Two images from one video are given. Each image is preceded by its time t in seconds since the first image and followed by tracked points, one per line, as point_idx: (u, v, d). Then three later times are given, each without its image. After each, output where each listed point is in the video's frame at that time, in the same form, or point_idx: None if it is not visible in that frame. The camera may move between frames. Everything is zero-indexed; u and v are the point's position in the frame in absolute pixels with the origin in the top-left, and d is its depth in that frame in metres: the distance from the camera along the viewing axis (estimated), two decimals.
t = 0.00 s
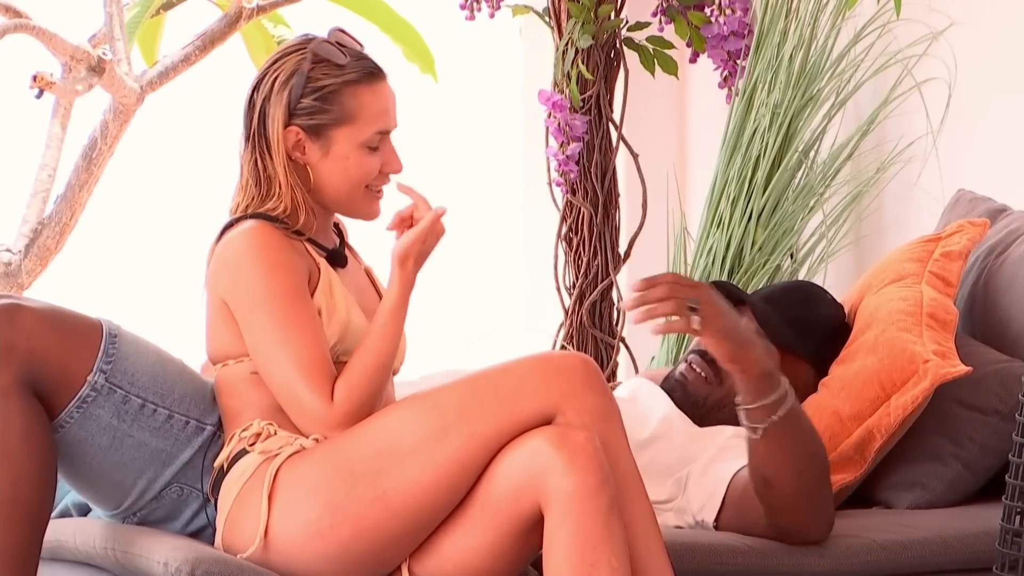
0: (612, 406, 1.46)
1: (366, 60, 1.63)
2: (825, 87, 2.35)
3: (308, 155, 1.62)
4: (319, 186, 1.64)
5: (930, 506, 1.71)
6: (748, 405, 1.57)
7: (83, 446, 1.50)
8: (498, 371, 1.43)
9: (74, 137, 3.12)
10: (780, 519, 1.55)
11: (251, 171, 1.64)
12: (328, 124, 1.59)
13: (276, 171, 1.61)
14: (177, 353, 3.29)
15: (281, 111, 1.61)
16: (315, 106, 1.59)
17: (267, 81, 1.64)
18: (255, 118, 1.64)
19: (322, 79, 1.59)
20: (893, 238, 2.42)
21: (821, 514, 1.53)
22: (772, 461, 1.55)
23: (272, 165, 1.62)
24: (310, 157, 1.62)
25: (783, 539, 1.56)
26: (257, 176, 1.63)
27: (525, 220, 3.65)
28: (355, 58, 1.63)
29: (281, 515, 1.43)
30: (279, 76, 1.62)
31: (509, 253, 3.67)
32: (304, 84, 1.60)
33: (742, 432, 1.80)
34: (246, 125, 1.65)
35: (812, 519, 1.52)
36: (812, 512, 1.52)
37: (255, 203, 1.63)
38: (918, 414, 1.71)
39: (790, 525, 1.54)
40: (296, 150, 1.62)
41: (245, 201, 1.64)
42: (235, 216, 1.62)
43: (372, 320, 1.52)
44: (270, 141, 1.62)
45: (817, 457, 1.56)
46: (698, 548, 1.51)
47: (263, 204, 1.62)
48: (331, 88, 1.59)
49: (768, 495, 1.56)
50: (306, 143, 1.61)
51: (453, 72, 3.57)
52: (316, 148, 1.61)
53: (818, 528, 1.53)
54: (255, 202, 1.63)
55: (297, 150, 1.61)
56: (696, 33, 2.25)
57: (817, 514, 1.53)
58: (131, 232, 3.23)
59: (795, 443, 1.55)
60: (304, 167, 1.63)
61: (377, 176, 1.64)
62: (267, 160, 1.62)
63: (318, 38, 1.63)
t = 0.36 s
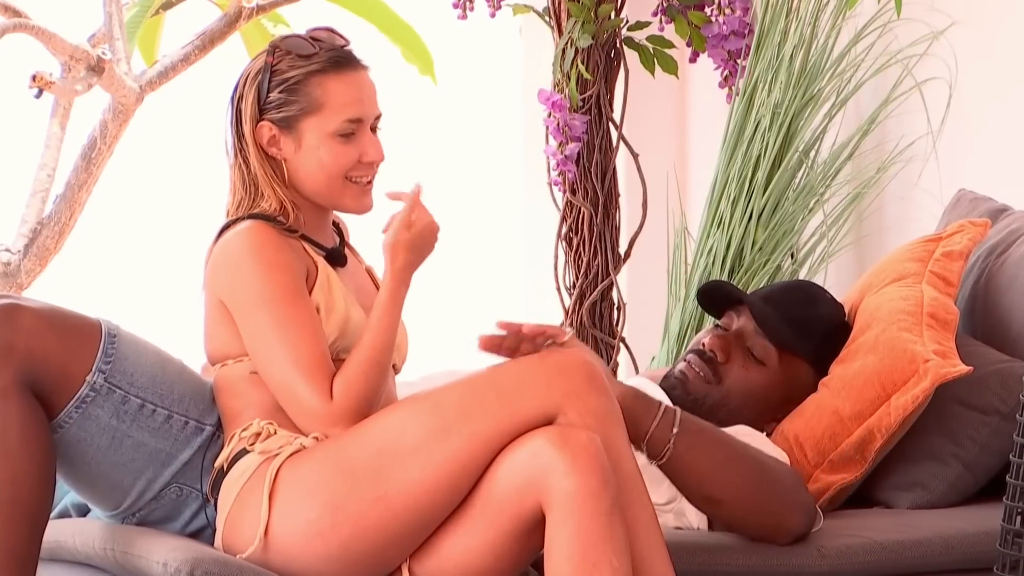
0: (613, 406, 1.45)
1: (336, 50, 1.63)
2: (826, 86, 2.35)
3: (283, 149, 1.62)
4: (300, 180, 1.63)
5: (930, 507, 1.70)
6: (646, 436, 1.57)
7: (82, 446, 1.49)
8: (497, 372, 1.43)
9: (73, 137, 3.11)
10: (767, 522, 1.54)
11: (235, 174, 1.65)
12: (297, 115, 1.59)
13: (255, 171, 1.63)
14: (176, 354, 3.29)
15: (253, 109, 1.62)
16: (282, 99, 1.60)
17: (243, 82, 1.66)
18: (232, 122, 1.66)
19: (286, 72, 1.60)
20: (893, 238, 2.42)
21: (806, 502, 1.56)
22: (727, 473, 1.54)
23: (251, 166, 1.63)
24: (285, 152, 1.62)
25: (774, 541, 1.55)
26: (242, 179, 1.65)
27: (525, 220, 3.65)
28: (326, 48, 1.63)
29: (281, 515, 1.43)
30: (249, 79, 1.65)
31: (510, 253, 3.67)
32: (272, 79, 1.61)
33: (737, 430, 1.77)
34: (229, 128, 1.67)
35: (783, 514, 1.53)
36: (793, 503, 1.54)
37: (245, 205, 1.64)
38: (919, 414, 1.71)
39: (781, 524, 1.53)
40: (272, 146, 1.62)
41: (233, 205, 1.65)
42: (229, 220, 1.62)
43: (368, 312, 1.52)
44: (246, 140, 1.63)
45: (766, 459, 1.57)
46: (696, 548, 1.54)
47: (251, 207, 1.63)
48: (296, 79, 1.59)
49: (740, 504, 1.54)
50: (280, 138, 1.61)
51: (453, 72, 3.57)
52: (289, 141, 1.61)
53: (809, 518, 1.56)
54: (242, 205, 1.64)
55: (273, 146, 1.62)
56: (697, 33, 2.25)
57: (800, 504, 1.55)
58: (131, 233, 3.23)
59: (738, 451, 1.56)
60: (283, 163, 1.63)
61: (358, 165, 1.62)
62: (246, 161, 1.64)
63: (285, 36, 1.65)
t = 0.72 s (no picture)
0: (611, 406, 1.45)
1: (338, 50, 1.63)
2: (826, 86, 2.34)
3: (282, 150, 1.61)
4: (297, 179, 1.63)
5: (931, 507, 1.70)
6: (637, 450, 1.56)
7: (80, 447, 1.49)
8: (494, 373, 1.43)
9: (73, 137, 3.11)
10: (769, 525, 1.53)
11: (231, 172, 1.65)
12: (296, 115, 1.59)
13: (252, 171, 1.62)
14: (175, 354, 3.28)
15: (252, 108, 1.62)
16: (282, 98, 1.59)
17: (243, 79, 1.65)
18: (231, 120, 1.66)
19: (287, 71, 1.60)
20: (894, 238, 2.42)
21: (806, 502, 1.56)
22: (724, 478, 1.55)
23: (247, 165, 1.63)
24: (284, 152, 1.61)
25: (777, 542, 1.54)
26: (239, 178, 1.64)
27: (525, 219, 3.65)
28: (327, 48, 1.62)
29: (280, 516, 1.43)
30: (250, 76, 1.64)
31: (510, 253, 3.67)
32: (272, 79, 1.60)
33: (736, 431, 1.77)
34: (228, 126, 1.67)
35: (783, 516, 1.53)
36: (792, 502, 1.54)
37: (241, 204, 1.64)
38: (919, 414, 1.70)
39: (781, 525, 1.53)
40: (270, 146, 1.62)
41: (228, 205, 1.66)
42: (224, 221, 1.62)
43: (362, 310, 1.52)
44: (245, 139, 1.63)
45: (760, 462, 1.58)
46: (696, 549, 1.55)
47: (246, 207, 1.63)
48: (297, 79, 1.59)
49: (740, 508, 1.54)
50: (279, 138, 1.61)
51: (453, 71, 3.56)
52: (288, 142, 1.61)
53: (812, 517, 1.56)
54: (238, 205, 1.64)
55: (271, 145, 1.61)
56: (697, 32, 2.25)
57: (799, 504, 1.54)
58: (129, 232, 3.23)
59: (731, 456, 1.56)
60: (280, 162, 1.63)
61: (355, 167, 1.61)
62: (242, 159, 1.63)
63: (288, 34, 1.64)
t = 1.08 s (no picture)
0: (611, 406, 1.45)
1: (340, 50, 1.62)
2: (827, 86, 2.34)
3: (284, 149, 1.61)
4: (299, 178, 1.62)
5: (932, 508, 1.70)
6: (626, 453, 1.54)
7: (79, 447, 1.49)
8: (494, 373, 1.42)
9: (72, 137, 3.10)
10: (768, 526, 1.53)
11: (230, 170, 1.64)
12: (300, 114, 1.58)
13: (254, 170, 1.62)
14: (174, 354, 3.28)
15: (255, 106, 1.61)
16: (286, 97, 1.59)
17: (244, 77, 1.64)
18: (232, 118, 1.65)
19: (291, 70, 1.59)
20: (895, 238, 2.42)
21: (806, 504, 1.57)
22: (721, 483, 1.54)
23: (248, 164, 1.62)
24: (286, 151, 1.61)
25: (776, 543, 1.54)
26: (238, 176, 1.64)
27: (525, 219, 3.65)
28: (330, 49, 1.62)
29: (280, 516, 1.42)
30: (252, 75, 1.63)
31: (510, 253, 3.66)
32: (276, 77, 1.60)
33: (737, 429, 1.77)
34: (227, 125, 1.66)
35: (781, 516, 1.53)
36: (789, 502, 1.55)
37: (241, 204, 1.63)
38: (920, 414, 1.70)
39: (779, 525, 1.53)
40: (272, 144, 1.61)
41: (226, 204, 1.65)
42: (222, 220, 1.62)
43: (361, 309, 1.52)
44: (246, 137, 1.62)
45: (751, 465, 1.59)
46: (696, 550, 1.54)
47: (244, 207, 1.63)
48: (300, 78, 1.58)
49: (736, 510, 1.54)
50: (282, 137, 1.60)
51: (453, 71, 3.56)
52: (291, 141, 1.60)
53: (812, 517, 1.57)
54: (238, 203, 1.63)
55: (274, 144, 1.61)
56: (698, 31, 2.25)
57: (797, 504, 1.55)
58: (129, 232, 3.22)
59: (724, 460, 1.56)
60: (282, 161, 1.63)
61: (358, 168, 1.61)
62: (242, 159, 1.63)
63: (290, 33, 1.64)
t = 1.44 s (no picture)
0: (611, 406, 1.45)
1: (351, 50, 1.63)
2: (827, 86, 2.34)
3: (296, 148, 1.61)
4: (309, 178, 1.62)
5: (932, 508, 1.69)
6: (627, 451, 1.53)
7: (78, 447, 1.48)
8: (494, 373, 1.42)
9: (71, 137, 3.10)
10: (767, 527, 1.53)
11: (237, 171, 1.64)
12: (313, 113, 1.58)
13: (264, 169, 1.61)
14: (173, 354, 3.27)
15: (267, 105, 1.61)
16: (298, 96, 1.58)
17: (254, 77, 1.64)
18: (241, 119, 1.64)
19: (304, 69, 1.59)
20: (895, 238, 2.41)
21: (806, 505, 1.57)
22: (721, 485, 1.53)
23: (257, 164, 1.62)
24: (298, 151, 1.61)
25: (774, 543, 1.54)
26: (245, 176, 1.63)
27: (525, 219, 3.65)
28: (341, 48, 1.62)
29: (279, 517, 1.42)
30: (262, 76, 1.63)
31: (510, 253, 3.66)
32: (288, 76, 1.59)
33: (736, 429, 1.77)
34: (236, 126, 1.65)
35: (782, 516, 1.53)
36: (788, 502, 1.54)
37: (245, 204, 1.62)
38: (921, 414, 1.69)
39: (780, 525, 1.53)
40: (284, 144, 1.61)
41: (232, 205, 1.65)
42: (225, 220, 1.61)
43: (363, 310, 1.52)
44: (257, 137, 1.62)
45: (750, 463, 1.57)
46: (696, 550, 1.54)
47: (249, 206, 1.62)
48: (314, 77, 1.58)
49: (735, 511, 1.53)
50: (294, 137, 1.60)
51: (453, 71, 3.56)
52: (303, 140, 1.60)
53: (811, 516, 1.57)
54: (243, 203, 1.63)
55: (285, 144, 1.61)
56: (698, 30, 2.25)
57: (798, 504, 1.55)
58: (128, 232, 3.22)
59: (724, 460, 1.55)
60: (293, 160, 1.62)
61: (369, 168, 1.61)
62: (251, 159, 1.62)
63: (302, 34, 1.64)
